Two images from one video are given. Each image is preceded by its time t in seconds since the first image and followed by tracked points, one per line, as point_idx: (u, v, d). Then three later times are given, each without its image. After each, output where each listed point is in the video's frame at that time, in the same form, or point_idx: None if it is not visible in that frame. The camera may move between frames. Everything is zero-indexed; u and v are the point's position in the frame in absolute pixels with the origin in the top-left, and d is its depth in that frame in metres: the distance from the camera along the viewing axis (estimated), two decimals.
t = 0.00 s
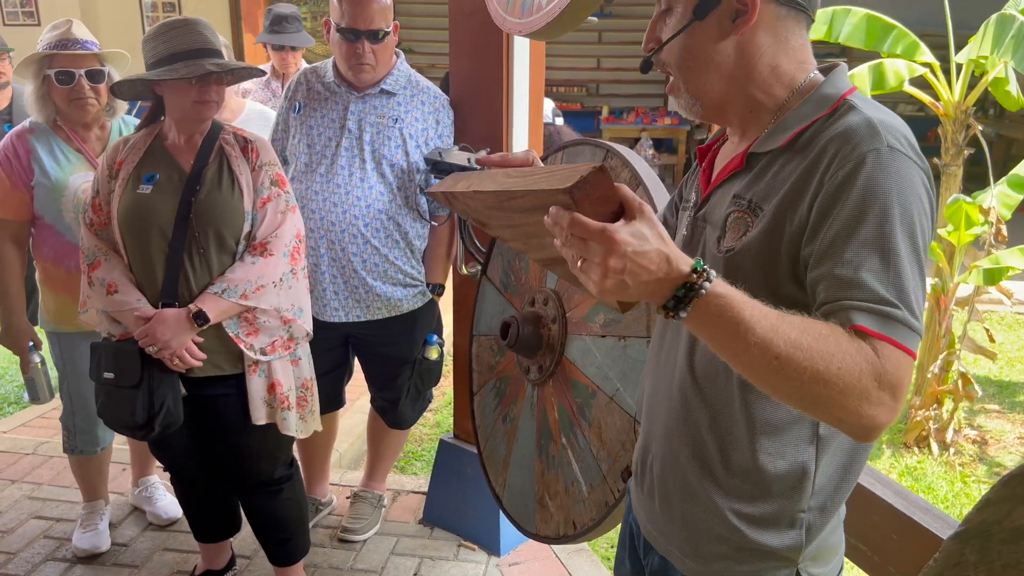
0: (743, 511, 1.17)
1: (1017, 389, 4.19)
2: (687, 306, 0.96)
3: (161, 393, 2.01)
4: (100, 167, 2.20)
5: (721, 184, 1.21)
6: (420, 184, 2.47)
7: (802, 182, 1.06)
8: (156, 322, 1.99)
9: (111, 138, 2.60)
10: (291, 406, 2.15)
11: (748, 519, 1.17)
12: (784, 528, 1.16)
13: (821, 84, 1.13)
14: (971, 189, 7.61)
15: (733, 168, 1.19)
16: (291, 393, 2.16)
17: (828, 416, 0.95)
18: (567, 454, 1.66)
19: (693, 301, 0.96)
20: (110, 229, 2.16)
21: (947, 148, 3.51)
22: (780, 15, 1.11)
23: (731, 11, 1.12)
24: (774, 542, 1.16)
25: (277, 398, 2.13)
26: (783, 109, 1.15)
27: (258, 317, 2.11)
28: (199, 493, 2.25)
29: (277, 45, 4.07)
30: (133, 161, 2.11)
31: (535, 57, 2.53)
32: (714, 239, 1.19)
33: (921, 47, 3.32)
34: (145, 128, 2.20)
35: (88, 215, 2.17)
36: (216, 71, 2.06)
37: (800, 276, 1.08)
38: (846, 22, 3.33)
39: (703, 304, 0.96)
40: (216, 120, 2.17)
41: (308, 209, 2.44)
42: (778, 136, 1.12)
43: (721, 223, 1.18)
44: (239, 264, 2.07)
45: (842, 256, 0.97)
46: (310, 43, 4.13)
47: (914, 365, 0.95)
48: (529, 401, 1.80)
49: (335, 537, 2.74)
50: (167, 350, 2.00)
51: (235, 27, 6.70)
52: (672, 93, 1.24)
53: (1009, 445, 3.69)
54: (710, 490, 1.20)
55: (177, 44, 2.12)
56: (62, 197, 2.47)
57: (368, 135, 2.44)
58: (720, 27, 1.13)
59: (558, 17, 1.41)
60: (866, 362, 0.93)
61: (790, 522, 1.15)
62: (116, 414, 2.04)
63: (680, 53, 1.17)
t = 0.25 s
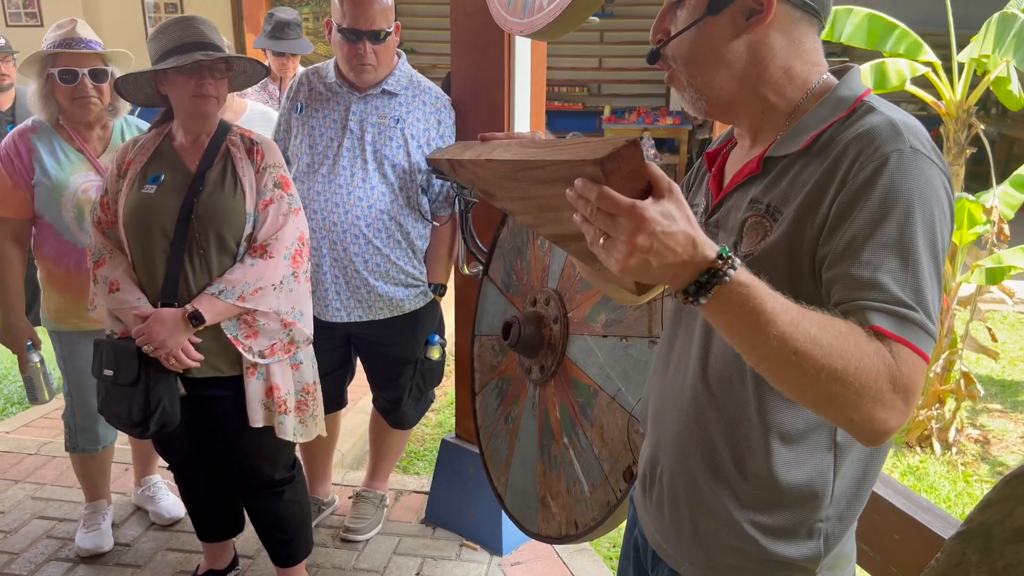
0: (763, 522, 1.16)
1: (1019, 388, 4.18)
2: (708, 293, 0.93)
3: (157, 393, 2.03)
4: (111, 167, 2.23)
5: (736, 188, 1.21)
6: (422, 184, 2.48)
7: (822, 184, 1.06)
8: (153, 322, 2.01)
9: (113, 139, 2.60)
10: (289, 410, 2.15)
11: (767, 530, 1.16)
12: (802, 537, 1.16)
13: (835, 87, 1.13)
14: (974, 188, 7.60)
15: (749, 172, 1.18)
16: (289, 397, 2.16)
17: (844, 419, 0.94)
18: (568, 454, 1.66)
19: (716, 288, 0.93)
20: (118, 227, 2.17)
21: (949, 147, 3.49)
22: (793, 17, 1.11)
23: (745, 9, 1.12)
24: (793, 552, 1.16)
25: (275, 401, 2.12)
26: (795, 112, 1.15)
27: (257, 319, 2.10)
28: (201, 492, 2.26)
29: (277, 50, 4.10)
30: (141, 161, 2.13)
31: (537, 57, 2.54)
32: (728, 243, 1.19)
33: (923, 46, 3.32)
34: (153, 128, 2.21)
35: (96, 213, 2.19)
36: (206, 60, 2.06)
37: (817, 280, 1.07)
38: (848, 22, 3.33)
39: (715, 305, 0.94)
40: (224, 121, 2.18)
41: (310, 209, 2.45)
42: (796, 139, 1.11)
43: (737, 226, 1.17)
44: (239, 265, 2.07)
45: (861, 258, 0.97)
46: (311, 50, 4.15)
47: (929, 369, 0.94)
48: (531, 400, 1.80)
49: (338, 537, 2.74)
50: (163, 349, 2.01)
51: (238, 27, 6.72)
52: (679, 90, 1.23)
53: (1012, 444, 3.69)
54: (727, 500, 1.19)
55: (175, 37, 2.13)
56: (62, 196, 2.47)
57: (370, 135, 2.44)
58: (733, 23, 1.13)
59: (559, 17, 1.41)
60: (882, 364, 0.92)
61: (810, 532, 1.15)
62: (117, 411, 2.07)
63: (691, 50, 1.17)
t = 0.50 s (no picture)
0: (764, 527, 1.16)
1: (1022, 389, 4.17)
2: (726, 295, 0.92)
3: (156, 393, 2.03)
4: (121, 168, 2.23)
5: (738, 194, 1.20)
6: (423, 185, 2.47)
7: (827, 190, 1.05)
8: (153, 323, 2.01)
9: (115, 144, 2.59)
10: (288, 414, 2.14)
11: (768, 535, 1.16)
12: (803, 542, 1.16)
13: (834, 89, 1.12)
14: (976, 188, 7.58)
15: (750, 178, 1.17)
16: (289, 401, 2.15)
17: (857, 425, 0.94)
18: (569, 456, 1.66)
19: (737, 290, 0.91)
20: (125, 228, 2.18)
21: (951, 147, 3.49)
22: (760, 24, 1.10)
23: (709, 30, 1.14)
24: (792, 557, 1.16)
25: (274, 404, 2.12)
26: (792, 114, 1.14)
27: (258, 323, 2.10)
28: (205, 495, 2.27)
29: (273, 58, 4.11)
30: (149, 162, 2.13)
31: (537, 59, 2.54)
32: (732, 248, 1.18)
33: (925, 46, 3.31)
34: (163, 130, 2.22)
35: (105, 214, 2.20)
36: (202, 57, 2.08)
37: (822, 286, 1.07)
38: (849, 22, 3.32)
39: (733, 306, 0.93)
40: (230, 123, 2.17)
41: (311, 211, 2.45)
42: (797, 144, 1.11)
43: (740, 231, 1.17)
44: (239, 267, 2.06)
45: (868, 263, 0.96)
46: (302, 56, 4.17)
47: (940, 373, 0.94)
48: (532, 403, 1.80)
49: (339, 539, 2.74)
50: (162, 351, 2.02)
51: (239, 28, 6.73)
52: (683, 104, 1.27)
53: (1015, 445, 3.67)
54: (728, 505, 1.19)
55: (176, 37, 2.12)
56: (64, 202, 2.48)
57: (370, 137, 2.43)
58: (702, 45, 1.15)
59: (557, 20, 1.41)
60: (893, 369, 0.91)
61: (811, 537, 1.15)
62: (117, 410, 2.08)
63: (678, 68, 1.20)
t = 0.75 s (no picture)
0: (754, 525, 1.16)
1: None
2: (716, 297, 0.93)
3: (159, 397, 2.03)
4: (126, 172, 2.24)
5: (727, 195, 1.20)
6: (423, 188, 2.47)
7: (813, 192, 1.05)
8: (155, 327, 2.02)
9: (119, 151, 2.57)
10: (290, 417, 2.14)
11: (756, 533, 1.16)
12: (791, 541, 1.15)
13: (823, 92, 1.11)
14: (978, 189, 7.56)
15: (741, 179, 1.17)
16: (291, 404, 2.15)
17: (846, 427, 0.94)
18: (570, 459, 1.66)
19: (725, 291, 0.92)
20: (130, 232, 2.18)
21: (952, 148, 3.48)
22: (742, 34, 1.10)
23: (690, 47, 1.15)
24: (781, 555, 1.16)
25: (276, 408, 2.12)
26: (783, 118, 1.13)
27: (259, 326, 2.10)
28: (208, 498, 2.27)
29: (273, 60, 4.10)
30: (152, 166, 2.13)
31: (537, 61, 2.54)
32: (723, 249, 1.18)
33: (926, 48, 3.31)
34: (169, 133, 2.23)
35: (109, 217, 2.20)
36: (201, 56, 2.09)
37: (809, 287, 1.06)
38: (852, 23, 3.32)
39: (723, 309, 0.93)
40: (234, 125, 2.17)
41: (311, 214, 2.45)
42: (785, 147, 1.10)
43: (730, 233, 1.17)
44: (240, 271, 2.06)
45: (855, 266, 0.96)
46: (305, 58, 4.16)
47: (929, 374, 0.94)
48: (533, 405, 1.80)
49: (340, 542, 2.74)
50: (164, 355, 2.02)
51: (241, 31, 6.74)
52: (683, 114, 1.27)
53: (1018, 446, 3.67)
54: (718, 504, 1.19)
55: (178, 40, 2.13)
56: (67, 206, 2.48)
57: (371, 140, 2.44)
58: (686, 62, 1.16)
59: (557, 23, 1.41)
60: (881, 370, 0.91)
61: (800, 535, 1.14)
62: (122, 411, 2.09)
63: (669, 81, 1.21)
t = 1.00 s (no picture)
0: (750, 518, 1.15)
1: None
2: (702, 287, 0.92)
3: (161, 401, 2.03)
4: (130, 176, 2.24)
5: (724, 192, 1.20)
6: (424, 191, 2.48)
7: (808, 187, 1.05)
8: (157, 331, 2.02)
9: (120, 153, 2.58)
10: (292, 421, 2.14)
11: (753, 526, 1.15)
12: (788, 537, 1.15)
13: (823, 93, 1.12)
14: (981, 191, 7.55)
15: (738, 176, 1.18)
16: (293, 408, 2.15)
17: (841, 418, 0.92)
18: (571, 461, 1.66)
19: (710, 280, 0.92)
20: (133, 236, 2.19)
21: (954, 150, 3.49)
22: (773, 27, 1.10)
23: (733, 24, 1.10)
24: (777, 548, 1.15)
25: (279, 412, 2.12)
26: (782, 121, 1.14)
27: (262, 330, 2.10)
28: (210, 501, 2.27)
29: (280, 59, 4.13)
30: (156, 170, 2.14)
31: (538, 64, 2.54)
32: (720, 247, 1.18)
33: (927, 50, 3.31)
34: (172, 137, 2.23)
35: (113, 221, 2.20)
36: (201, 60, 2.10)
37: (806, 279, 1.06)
38: (853, 24, 3.31)
39: (711, 302, 0.93)
40: (237, 128, 2.17)
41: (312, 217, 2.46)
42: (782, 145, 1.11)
43: (726, 230, 1.17)
44: (243, 275, 2.06)
45: (849, 256, 0.96)
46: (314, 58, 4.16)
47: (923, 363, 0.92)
48: (534, 408, 1.80)
49: (342, 546, 2.73)
50: (166, 359, 2.02)
51: (243, 35, 6.77)
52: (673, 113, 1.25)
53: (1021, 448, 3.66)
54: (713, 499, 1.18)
55: (180, 44, 2.14)
56: (68, 209, 2.49)
57: (372, 143, 2.44)
58: (724, 41, 1.11)
59: (557, 26, 1.42)
60: (870, 356, 0.90)
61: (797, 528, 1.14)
62: (124, 414, 2.09)
63: (679, 74, 1.15)
